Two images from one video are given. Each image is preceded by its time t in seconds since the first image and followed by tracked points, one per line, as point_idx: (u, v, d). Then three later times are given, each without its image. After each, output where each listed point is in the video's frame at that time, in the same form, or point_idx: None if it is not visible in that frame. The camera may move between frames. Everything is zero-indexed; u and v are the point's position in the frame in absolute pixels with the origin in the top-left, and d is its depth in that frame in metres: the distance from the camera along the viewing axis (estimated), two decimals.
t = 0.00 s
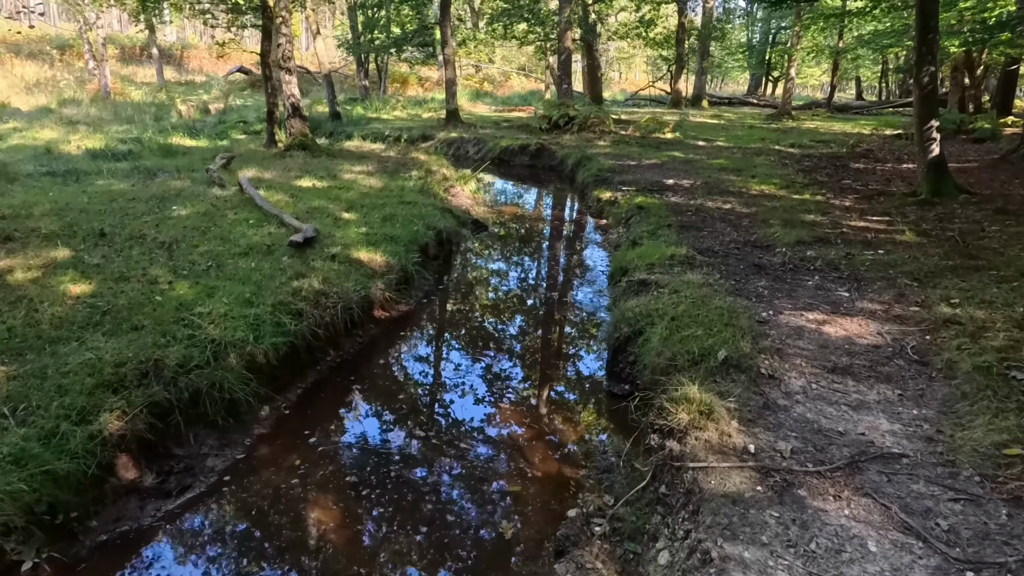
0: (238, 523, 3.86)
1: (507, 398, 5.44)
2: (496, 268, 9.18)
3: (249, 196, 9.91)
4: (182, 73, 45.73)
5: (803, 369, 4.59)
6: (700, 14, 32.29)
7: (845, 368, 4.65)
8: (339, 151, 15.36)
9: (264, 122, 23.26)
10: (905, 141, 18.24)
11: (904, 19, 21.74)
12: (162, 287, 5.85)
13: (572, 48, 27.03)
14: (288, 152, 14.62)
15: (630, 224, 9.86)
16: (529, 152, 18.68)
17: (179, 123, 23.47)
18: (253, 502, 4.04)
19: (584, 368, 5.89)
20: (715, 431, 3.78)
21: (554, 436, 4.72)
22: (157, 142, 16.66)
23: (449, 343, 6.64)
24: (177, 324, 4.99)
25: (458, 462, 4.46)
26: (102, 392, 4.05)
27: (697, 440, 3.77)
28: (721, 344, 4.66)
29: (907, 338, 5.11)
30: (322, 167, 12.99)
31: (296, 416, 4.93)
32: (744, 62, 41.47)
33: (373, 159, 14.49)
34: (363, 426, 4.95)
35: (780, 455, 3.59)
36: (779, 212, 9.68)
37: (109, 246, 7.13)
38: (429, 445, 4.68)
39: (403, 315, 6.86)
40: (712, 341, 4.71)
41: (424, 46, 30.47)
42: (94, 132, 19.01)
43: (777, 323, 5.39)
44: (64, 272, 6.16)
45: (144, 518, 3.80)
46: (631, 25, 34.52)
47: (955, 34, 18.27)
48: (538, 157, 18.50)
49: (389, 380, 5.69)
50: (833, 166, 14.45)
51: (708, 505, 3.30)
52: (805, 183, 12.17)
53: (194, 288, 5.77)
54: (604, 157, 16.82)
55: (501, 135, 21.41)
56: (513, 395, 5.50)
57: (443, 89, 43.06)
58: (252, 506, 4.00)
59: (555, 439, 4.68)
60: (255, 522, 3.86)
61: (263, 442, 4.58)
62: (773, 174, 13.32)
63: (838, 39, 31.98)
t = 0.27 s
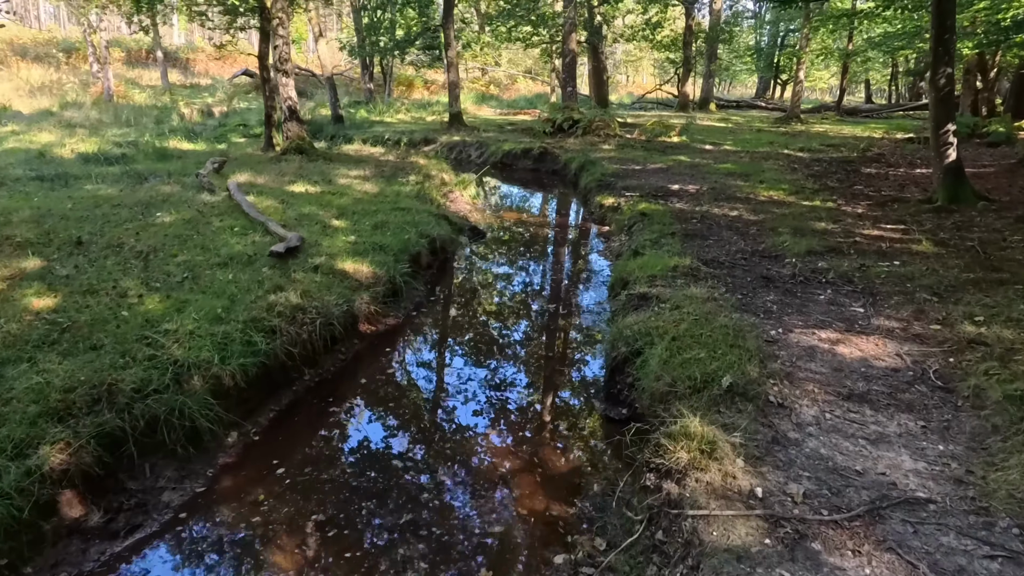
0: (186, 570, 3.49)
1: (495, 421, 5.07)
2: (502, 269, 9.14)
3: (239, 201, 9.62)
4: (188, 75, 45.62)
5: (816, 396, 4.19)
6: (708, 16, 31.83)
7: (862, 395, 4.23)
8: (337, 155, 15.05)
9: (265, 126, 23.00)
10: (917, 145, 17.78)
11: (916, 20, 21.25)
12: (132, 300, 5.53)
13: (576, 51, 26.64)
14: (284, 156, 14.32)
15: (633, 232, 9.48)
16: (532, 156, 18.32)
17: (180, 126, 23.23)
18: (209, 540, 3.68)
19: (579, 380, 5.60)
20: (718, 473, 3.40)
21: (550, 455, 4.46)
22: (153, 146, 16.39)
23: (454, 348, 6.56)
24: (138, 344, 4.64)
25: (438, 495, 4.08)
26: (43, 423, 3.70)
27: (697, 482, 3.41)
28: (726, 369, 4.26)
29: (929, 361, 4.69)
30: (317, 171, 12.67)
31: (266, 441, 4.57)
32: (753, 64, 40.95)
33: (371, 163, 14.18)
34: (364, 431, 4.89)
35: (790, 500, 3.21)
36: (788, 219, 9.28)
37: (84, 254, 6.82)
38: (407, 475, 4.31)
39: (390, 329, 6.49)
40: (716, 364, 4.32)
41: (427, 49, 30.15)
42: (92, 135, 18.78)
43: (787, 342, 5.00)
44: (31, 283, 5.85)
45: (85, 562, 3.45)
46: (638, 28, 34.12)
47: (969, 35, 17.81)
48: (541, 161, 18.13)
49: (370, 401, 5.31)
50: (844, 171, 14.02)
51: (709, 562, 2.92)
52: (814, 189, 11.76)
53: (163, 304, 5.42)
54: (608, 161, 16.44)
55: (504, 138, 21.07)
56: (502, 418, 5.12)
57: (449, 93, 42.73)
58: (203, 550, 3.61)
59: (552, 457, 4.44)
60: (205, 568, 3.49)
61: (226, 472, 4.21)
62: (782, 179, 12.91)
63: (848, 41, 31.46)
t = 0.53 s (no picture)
0: None
1: (473, 452, 4.67)
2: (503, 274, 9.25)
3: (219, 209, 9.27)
4: (188, 78, 45.38)
5: (821, 434, 3.79)
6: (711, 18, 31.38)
7: (872, 433, 3.83)
8: (328, 159, 14.70)
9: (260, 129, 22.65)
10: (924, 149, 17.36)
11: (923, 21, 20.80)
12: (86, 320, 5.16)
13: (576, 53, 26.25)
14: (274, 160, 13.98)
15: (629, 241, 9.09)
16: (530, 161, 17.95)
17: (173, 129, 22.88)
18: None
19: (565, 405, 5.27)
20: (711, 533, 3.02)
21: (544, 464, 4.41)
22: (141, 150, 16.05)
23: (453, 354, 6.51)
24: (83, 371, 4.27)
25: (403, 543, 3.69)
26: None
27: (686, 544, 3.03)
28: (723, 403, 3.87)
29: (945, 393, 4.28)
30: (306, 177, 12.31)
31: (221, 478, 4.20)
32: (756, 66, 40.47)
33: (363, 168, 13.83)
34: (364, 436, 4.85)
35: (793, 566, 2.83)
36: (791, 229, 8.88)
37: (47, 268, 6.48)
38: (371, 517, 3.91)
39: (367, 348, 6.11)
40: (710, 398, 3.92)
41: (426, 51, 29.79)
42: (81, 139, 18.43)
43: (790, 370, 4.60)
44: None
45: None
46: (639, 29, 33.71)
47: (977, 36, 17.38)
48: (539, 165, 17.75)
49: (340, 430, 4.92)
50: (849, 176, 13.62)
51: None
52: (818, 195, 11.36)
53: (118, 325, 5.05)
54: (607, 165, 16.06)
55: (502, 141, 20.71)
56: (481, 448, 4.73)
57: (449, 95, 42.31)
58: None
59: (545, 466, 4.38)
60: None
61: (174, 515, 3.84)
62: (785, 185, 12.52)
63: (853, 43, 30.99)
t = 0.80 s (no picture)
0: None
1: (444, 481, 4.30)
2: (504, 274, 9.24)
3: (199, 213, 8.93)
4: (188, 78, 45.14)
5: (823, 469, 3.41)
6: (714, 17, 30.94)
7: (879, 467, 3.46)
8: (320, 161, 14.37)
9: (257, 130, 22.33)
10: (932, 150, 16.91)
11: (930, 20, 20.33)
12: (33, 335, 4.80)
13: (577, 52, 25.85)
14: (263, 163, 13.67)
15: (625, 247, 8.72)
16: (527, 162, 17.59)
17: (167, 130, 22.54)
18: None
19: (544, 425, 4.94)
20: None
21: (541, 466, 4.34)
22: (130, 151, 15.74)
23: (451, 358, 6.47)
24: (16, 394, 3.91)
25: None
26: None
27: None
28: (713, 435, 3.50)
29: (961, 421, 3.90)
30: (294, 179, 11.97)
31: (167, 513, 3.85)
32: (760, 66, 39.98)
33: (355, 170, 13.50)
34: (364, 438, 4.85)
35: None
36: (793, 234, 8.50)
37: (8, 276, 6.15)
38: (324, 559, 3.52)
39: (341, 363, 5.74)
40: (701, 428, 3.56)
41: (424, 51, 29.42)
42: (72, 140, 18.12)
43: (789, 393, 4.22)
44: None
45: None
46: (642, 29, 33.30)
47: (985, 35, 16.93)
48: (537, 167, 17.39)
49: (304, 455, 4.55)
50: (854, 179, 13.21)
51: None
52: (823, 199, 10.95)
53: (67, 341, 4.69)
54: (606, 167, 15.69)
55: (501, 143, 20.36)
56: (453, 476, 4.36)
57: (450, 95, 41.95)
58: None
59: (541, 470, 4.30)
60: None
61: (109, 554, 3.50)
62: (788, 188, 12.12)
63: (858, 42, 30.50)
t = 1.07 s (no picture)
0: None
1: (407, 511, 3.93)
2: (511, 274, 9.19)
3: (178, 215, 8.61)
4: (193, 77, 45.02)
5: (822, 510, 3.05)
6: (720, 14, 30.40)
7: (885, 506, 3.09)
8: (314, 160, 14.07)
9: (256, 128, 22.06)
10: (944, 151, 16.42)
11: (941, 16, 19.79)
12: None
13: (580, 50, 25.44)
14: (255, 162, 13.37)
15: (621, 251, 8.35)
16: (527, 161, 17.22)
17: (165, 128, 22.27)
18: None
19: (517, 448, 4.58)
20: None
21: (530, 480, 4.14)
22: (122, 150, 15.46)
23: (454, 357, 6.42)
24: None
25: None
26: None
27: None
28: (699, 474, 3.14)
29: (978, 453, 3.51)
30: (284, 179, 11.67)
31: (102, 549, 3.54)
32: (769, 64, 39.35)
33: (349, 169, 13.19)
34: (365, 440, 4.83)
35: None
36: (796, 239, 8.12)
37: None
38: None
39: (310, 377, 5.39)
40: (685, 463, 3.21)
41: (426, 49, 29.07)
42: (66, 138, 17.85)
43: (787, 417, 3.85)
44: None
45: None
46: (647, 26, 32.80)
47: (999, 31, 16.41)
48: (537, 166, 17.02)
49: (257, 482, 4.20)
50: (862, 179, 12.77)
51: None
52: (829, 201, 10.54)
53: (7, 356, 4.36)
54: (607, 167, 15.31)
55: (501, 142, 19.99)
56: (418, 506, 3.99)
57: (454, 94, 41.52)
58: None
59: (530, 485, 4.09)
60: None
61: None
62: (794, 189, 11.72)
63: (868, 39, 29.87)
